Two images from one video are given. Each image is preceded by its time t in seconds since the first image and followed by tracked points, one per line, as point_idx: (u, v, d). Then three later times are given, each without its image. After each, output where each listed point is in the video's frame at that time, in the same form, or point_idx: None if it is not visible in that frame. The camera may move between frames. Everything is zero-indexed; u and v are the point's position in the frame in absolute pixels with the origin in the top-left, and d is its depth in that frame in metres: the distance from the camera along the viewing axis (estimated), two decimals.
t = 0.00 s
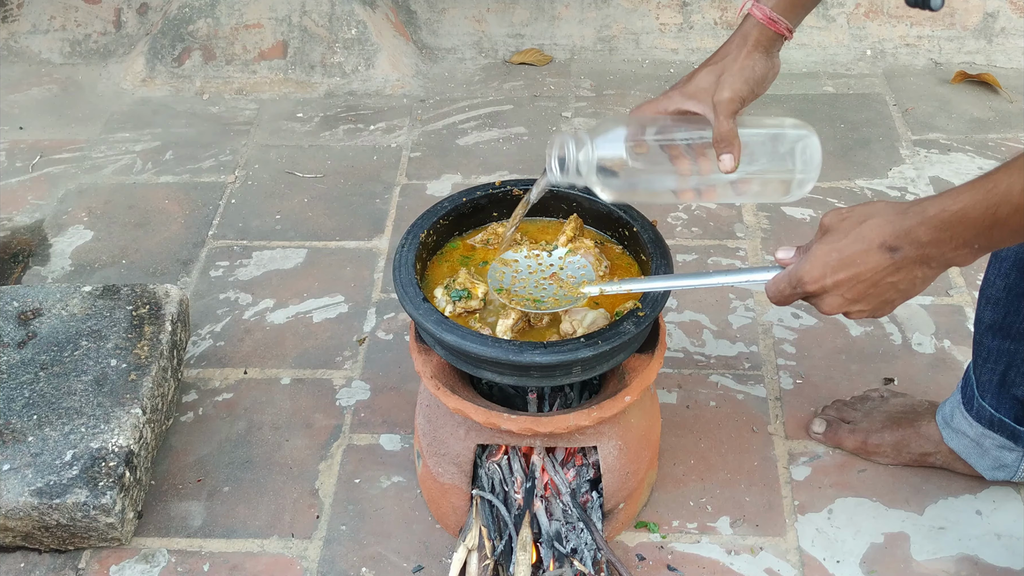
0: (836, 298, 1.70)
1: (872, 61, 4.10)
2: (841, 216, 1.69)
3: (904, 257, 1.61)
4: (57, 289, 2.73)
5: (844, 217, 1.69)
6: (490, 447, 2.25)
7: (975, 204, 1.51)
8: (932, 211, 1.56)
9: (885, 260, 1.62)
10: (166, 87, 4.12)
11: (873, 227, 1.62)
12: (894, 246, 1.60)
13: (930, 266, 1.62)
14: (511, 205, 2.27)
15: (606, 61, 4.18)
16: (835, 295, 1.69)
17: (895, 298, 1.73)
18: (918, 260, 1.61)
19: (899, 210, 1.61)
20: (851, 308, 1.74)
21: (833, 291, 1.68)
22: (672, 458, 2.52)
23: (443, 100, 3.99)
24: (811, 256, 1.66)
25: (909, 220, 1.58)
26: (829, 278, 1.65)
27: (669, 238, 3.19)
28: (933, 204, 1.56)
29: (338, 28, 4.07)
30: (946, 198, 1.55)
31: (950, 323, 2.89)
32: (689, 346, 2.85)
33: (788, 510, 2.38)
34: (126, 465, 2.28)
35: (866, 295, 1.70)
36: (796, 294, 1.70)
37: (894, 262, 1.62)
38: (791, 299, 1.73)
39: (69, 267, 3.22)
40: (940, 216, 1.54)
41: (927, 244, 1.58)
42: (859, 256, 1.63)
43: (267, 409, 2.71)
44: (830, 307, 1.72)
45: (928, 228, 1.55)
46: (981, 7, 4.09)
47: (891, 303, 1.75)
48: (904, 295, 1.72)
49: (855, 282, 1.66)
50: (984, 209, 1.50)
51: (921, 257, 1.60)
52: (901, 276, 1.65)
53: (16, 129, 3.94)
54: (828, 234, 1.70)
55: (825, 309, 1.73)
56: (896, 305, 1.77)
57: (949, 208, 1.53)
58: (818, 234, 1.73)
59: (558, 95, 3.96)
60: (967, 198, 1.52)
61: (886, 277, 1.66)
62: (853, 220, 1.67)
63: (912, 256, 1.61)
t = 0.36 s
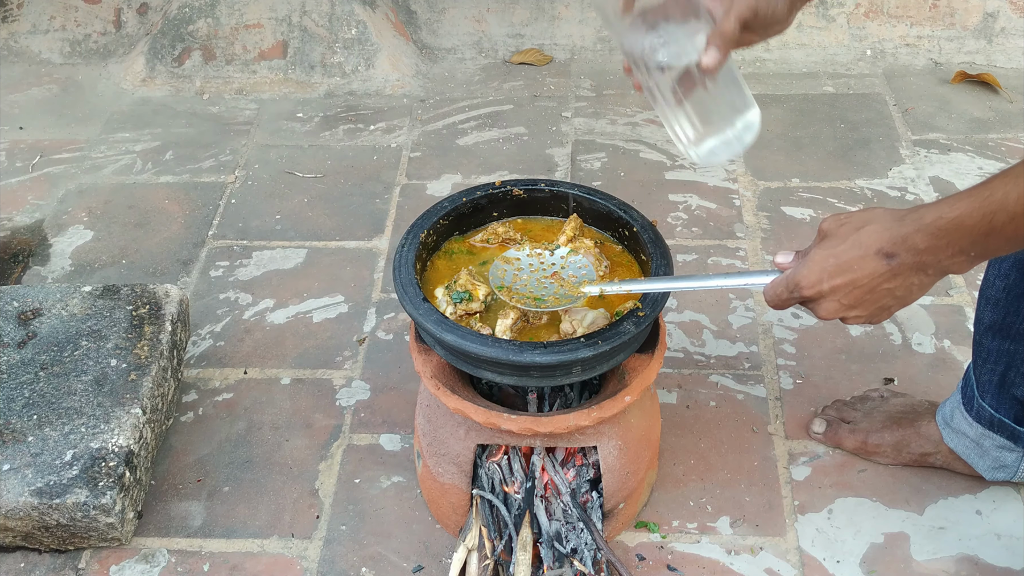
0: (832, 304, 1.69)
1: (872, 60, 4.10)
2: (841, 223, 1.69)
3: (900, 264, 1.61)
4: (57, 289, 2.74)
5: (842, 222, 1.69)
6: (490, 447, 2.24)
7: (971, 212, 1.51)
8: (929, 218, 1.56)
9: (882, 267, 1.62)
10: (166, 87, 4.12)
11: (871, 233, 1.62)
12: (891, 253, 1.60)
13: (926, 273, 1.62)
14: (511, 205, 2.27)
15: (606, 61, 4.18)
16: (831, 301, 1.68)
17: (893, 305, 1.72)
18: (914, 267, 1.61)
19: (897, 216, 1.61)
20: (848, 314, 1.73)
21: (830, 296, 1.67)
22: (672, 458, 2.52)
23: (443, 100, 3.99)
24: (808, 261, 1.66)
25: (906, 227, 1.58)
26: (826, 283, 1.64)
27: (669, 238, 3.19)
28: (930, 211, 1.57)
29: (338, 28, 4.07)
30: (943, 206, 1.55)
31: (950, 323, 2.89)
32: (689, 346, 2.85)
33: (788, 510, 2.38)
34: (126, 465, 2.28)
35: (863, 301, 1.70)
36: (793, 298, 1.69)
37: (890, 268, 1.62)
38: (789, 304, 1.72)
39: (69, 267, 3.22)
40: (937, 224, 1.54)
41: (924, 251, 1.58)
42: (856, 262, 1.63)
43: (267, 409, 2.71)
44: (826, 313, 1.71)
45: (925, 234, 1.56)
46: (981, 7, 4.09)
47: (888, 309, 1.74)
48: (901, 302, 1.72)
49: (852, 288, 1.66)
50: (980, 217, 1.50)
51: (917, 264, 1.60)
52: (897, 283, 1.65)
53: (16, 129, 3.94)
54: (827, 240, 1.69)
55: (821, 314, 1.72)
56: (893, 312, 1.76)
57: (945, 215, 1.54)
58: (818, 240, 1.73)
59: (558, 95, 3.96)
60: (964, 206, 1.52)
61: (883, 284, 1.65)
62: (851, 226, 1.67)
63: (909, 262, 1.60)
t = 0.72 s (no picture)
0: (825, 298, 1.69)
1: (872, 60, 4.10)
2: (836, 217, 1.68)
3: (892, 260, 1.61)
4: (57, 289, 2.74)
5: (838, 217, 1.69)
6: (490, 447, 2.24)
7: (963, 211, 1.51)
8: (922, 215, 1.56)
9: (874, 263, 1.62)
10: (166, 87, 4.12)
11: (865, 229, 1.62)
12: (883, 249, 1.60)
13: (918, 270, 1.62)
14: (511, 205, 2.26)
15: (606, 61, 4.18)
16: (823, 294, 1.68)
17: (885, 300, 1.72)
18: (906, 263, 1.61)
19: (892, 213, 1.61)
20: (840, 308, 1.73)
21: (823, 290, 1.68)
22: (672, 458, 2.52)
23: (443, 100, 3.99)
24: (803, 254, 1.66)
25: (899, 223, 1.59)
26: (819, 277, 1.65)
27: (669, 238, 3.19)
28: (923, 209, 1.57)
29: (338, 28, 4.07)
30: (936, 204, 1.55)
31: (950, 323, 2.89)
32: (689, 346, 2.85)
33: (788, 510, 2.38)
34: (126, 465, 2.28)
35: (855, 296, 1.70)
36: (787, 291, 1.69)
37: (882, 264, 1.62)
38: (782, 296, 1.73)
39: (69, 267, 3.22)
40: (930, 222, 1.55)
41: (916, 248, 1.58)
42: (849, 257, 1.63)
43: (267, 409, 2.71)
44: (818, 306, 1.71)
45: (918, 232, 1.56)
46: (981, 7, 4.09)
47: (881, 305, 1.74)
48: (893, 298, 1.72)
49: (845, 282, 1.66)
50: (972, 216, 1.50)
51: (909, 261, 1.60)
52: (889, 279, 1.65)
53: (16, 129, 3.94)
54: (821, 234, 1.69)
55: (814, 307, 1.72)
56: (886, 308, 1.76)
57: (938, 213, 1.54)
58: (813, 234, 1.73)
59: (558, 95, 3.96)
60: (956, 205, 1.52)
61: (875, 279, 1.66)
62: (846, 221, 1.67)
63: (901, 259, 1.61)
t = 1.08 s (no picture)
0: (834, 294, 1.69)
1: (872, 60, 4.10)
2: (846, 213, 1.68)
3: (902, 258, 1.61)
4: (57, 289, 2.74)
5: (847, 213, 1.68)
6: (490, 448, 2.25)
7: (975, 210, 1.51)
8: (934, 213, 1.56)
9: (884, 259, 1.62)
10: (166, 87, 4.12)
11: (875, 226, 1.62)
12: (894, 246, 1.60)
13: (927, 267, 1.63)
14: (511, 205, 2.26)
15: (606, 61, 4.18)
16: (833, 290, 1.68)
17: (893, 296, 1.73)
18: (915, 261, 1.61)
19: (901, 210, 1.61)
20: (849, 303, 1.73)
21: (832, 286, 1.67)
22: (672, 458, 2.52)
23: (443, 100, 3.99)
24: (812, 251, 1.65)
25: (910, 221, 1.58)
26: (829, 273, 1.64)
27: (669, 238, 3.19)
28: (934, 207, 1.56)
29: (338, 28, 4.08)
30: (947, 203, 1.55)
31: (950, 323, 2.89)
32: (689, 346, 2.85)
33: (788, 510, 2.38)
34: (126, 465, 2.28)
35: (864, 292, 1.70)
36: (796, 286, 1.69)
37: (892, 261, 1.62)
38: (791, 291, 1.73)
39: (69, 267, 3.22)
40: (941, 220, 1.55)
41: (927, 246, 1.58)
42: (860, 254, 1.63)
43: (267, 409, 2.71)
44: (827, 302, 1.71)
45: (929, 230, 1.56)
46: (981, 7, 4.09)
47: (888, 300, 1.75)
48: (901, 293, 1.72)
49: (854, 279, 1.66)
50: (985, 215, 1.51)
51: (919, 258, 1.61)
52: (899, 275, 1.65)
53: (16, 129, 3.94)
54: (831, 230, 1.69)
55: (822, 303, 1.72)
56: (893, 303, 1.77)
57: (950, 212, 1.54)
58: (821, 230, 1.72)
59: (558, 95, 3.96)
60: (968, 204, 1.52)
61: (884, 276, 1.66)
62: (855, 217, 1.66)
63: (911, 256, 1.61)
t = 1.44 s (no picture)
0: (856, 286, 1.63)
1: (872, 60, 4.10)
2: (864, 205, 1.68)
3: (927, 246, 1.57)
4: (57, 289, 2.74)
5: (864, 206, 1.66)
6: (490, 447, 2.25)
7: (1003, 196, 1.52)
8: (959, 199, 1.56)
9: (910, 249, 1.57)
10: (166, 87, 4.12)
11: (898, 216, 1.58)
12: (919, 236, 1.57)
13: (951, 255, 1.60)
14: (511, 205, 2.26)
15: (606, 61, 4.18)
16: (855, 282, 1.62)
17: (911, 288, 1.68)
18: (940, 249, 1.58)
19: (922, 200, 1.59)
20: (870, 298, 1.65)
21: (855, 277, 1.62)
22: (672, 458, 2.52)
23: (443, 100, 3.99)
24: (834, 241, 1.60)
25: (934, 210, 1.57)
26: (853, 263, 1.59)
27: (669, 238, 3.19)
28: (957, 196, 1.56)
29: (338, 28, 4.08)
30: (971, 191, 1.56)
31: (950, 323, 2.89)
32: (689, 346, 2.85)
33: (788, 510, 2.38)
34: (126, 465, 2.28)
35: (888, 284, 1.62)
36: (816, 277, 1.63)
37: (917, 251, 1.57)
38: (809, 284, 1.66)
39: (69, 267, 3.22)
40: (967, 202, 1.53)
41: (952, 234, 1.57)
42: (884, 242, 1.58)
43: (267, 409, 2.71)
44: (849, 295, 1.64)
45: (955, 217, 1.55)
46: (981, 7, 4.09)
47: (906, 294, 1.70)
48: (919, 285, 1.68)
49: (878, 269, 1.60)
50: (1015, 200, 1.51)
51: (943, 246, 1.58)
52: (922, 265, 1.61)
53: (16, 129, 3.94)
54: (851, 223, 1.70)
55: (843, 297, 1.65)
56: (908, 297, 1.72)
57: (977, 200, 1.54)
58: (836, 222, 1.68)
59: (558, 95, 3.96)
60: (995, 191, 1.53)
61: (908, 266, 1.60)
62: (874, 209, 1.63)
63: (936, 244, 1.58)
